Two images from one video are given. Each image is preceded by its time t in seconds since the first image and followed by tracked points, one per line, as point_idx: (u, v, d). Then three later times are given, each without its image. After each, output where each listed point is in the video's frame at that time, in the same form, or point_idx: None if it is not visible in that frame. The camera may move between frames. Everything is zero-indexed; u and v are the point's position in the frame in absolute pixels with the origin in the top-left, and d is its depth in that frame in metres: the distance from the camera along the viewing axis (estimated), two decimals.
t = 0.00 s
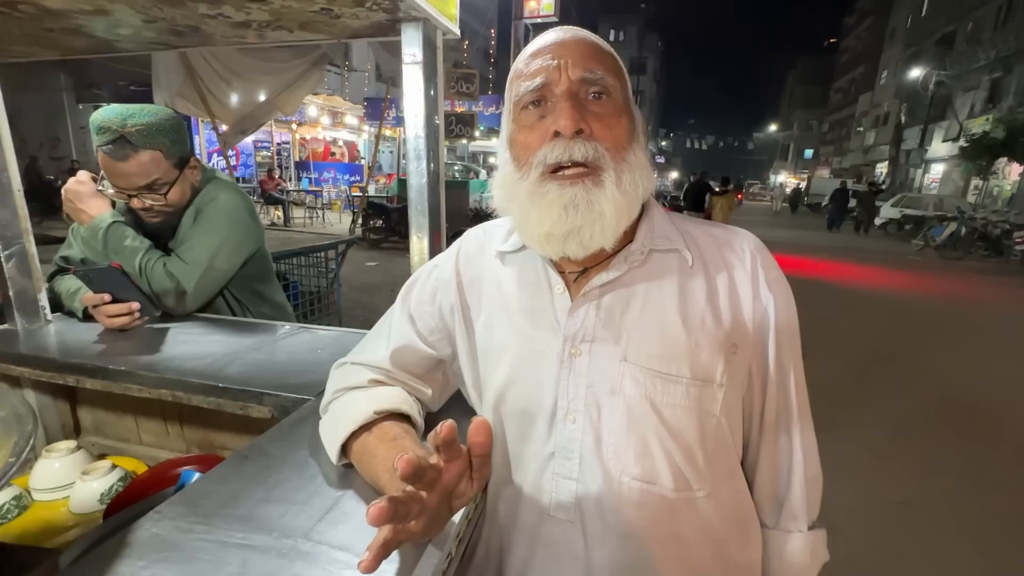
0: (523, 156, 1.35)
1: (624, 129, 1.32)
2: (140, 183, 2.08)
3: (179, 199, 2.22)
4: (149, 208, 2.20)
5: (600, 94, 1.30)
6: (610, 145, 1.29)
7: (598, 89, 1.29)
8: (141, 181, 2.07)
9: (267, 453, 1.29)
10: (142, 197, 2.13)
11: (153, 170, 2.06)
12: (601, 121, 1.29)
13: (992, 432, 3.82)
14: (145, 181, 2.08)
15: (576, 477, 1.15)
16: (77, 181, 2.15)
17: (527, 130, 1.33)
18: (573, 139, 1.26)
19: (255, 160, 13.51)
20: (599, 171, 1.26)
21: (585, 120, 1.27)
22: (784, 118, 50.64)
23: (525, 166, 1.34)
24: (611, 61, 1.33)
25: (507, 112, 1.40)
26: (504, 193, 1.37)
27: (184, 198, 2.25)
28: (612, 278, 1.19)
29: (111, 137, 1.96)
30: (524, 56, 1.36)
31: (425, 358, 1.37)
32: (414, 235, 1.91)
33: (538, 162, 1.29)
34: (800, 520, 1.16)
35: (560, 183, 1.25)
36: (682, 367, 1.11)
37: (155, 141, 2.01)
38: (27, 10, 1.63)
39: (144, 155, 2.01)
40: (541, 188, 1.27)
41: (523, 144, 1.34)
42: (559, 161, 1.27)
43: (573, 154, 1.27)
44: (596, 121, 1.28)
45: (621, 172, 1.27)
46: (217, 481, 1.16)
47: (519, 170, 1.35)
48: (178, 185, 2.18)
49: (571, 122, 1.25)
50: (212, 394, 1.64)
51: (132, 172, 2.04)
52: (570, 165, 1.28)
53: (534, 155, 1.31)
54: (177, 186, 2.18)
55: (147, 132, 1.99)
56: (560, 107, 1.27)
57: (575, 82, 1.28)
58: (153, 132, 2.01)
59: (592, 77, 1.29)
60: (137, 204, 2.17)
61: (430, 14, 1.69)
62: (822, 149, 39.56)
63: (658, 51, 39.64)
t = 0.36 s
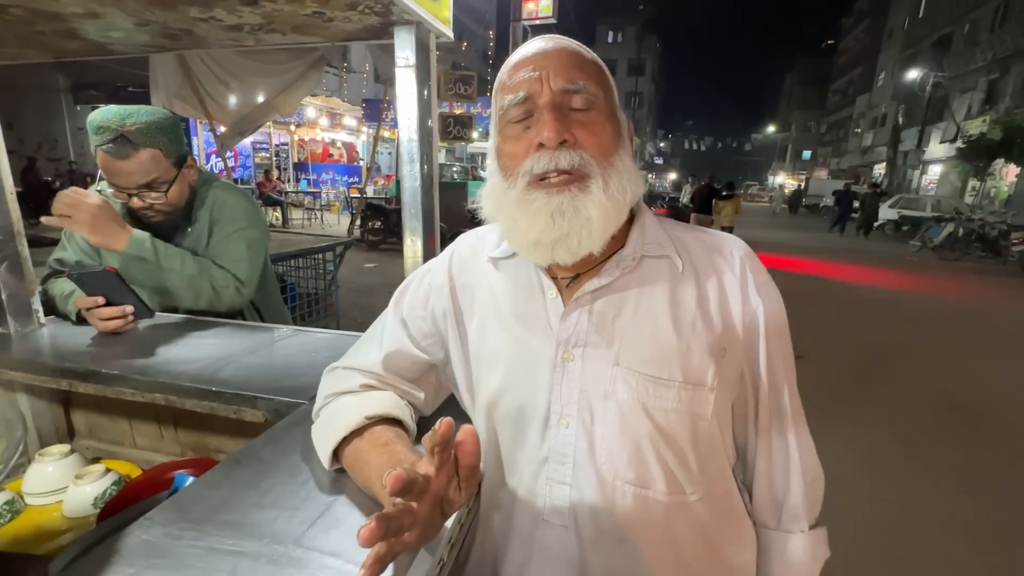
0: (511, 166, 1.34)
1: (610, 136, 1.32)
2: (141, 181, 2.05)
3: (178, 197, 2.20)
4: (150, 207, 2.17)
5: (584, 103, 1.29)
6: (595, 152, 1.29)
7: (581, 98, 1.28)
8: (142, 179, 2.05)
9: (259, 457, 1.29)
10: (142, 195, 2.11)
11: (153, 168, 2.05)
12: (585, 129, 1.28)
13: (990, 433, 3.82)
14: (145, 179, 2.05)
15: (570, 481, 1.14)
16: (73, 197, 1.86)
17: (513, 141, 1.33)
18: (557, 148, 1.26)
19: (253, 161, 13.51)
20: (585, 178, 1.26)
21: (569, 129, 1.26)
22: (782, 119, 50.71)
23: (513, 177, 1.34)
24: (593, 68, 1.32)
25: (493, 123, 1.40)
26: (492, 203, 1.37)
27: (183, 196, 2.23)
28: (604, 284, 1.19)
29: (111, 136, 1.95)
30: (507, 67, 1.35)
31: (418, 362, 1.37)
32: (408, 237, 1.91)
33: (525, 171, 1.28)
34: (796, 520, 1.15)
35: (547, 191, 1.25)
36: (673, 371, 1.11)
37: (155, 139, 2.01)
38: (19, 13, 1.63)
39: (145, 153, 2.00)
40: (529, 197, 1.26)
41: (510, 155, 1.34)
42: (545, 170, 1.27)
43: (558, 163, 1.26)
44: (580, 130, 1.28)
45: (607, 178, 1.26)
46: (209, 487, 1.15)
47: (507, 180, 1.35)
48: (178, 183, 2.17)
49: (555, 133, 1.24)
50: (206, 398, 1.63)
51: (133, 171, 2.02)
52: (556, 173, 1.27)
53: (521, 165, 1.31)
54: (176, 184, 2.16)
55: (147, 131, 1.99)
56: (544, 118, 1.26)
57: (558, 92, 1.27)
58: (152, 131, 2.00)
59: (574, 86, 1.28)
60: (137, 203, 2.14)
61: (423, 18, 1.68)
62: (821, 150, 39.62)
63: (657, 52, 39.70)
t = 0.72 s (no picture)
0: (513, 161, 1.34)
1: (610, 128, 1.32)
2: (158, 181, 2.05)
3: (192, 199, 2.19)
4: (163, 208, 2.14)
5: (584, 95, 1.29)
6: (595, 142, 1.29)
7: (580, 90, 1.28)
8: (159, 179, 2.05)
9: (266, 456, 1.29)
10: (158, 195, 2.08)
11: (171, 169, 2.07)
12: (585, 121, 1.28)
13: (996, 433, 3.79)
14: (162, 179, 2.06)
15: (578, 479, 1.14)
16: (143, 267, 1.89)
17: (515, 135, 1.33)
18: (558, 139, 1.26)
19: (257, 160, 13.55)
20: (585, 167, 1.25)
21: (569, 120, 1.26)
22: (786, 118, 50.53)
23: (516, 172, 1.33)
24: (593, 63, 1.32)
25: (495, 120, 1.40)
26: (496, 198, 1.37)
27: (196, 198, 2.22)
28: (611, 281, 1.18)
29: (132, 136, 1.98)
30: (508, 64, 1.35)
31: (423, 361, 1.37)
32: (414, 236, 1.91)
33: (527, 164, 1.28)
34: (801, 516, 1.16)
35: (549, 180, 1.25)
36: (682, 368, 1.11)
37: (174, 141, 2.03)
38: (26, 13, 1.63)
39: (165, 153, 2.02)
40: (531, 188, 1.26)
41: (512, 149, 1.34)
42: (546, 160, 1.26)
43: (559, 153, 1.26)
44: (580, 121, 1.28)
45: (608, 168, 1.26)
46: (216, 485, 1.15)
47: (510, 175, 1.35)
48: (193, 185, 2.17)
49: (555, 123, 1.25)
50: (213, 396, 1.63)
51: (152, 170, 2.03)
52: (557, 163, 1.27)
53: (523, 158, 1.31)
54: (192, 185, 2.16)
55: (167, 132, 2.01)
56: (543, 110, 1.26)
57: (558, 85, 1.28)
58: (172, 132, 2.03)
59: (573, 79, 1.28)
60: (152, 203, 2.11)
61: (429, 15, 1.68)
62: (825, 149, 39.47)
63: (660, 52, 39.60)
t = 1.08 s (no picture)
0: (519, 159, 1.32)
1: (619, 123, 1.30)
2: (165, 188, 2.06)
3: (196, 203, 2.21)
4: (166, 212, 2.14)
5: (592, 90, 1.27)
6: (605, 140, 1.27)
7: (588, 85, 1.26)
8: (167, 187, 2.05)
9: (266, 453, 1.27)
10: (164, 201, 2.09)
11: (181, 176, 2.08)
12: (594, 117, 1.27)
13: (1001, 433, 3.76)
14: (170, 186, 2.06)
15: (583, 478, 1.12)
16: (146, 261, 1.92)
17: (521, 131, 1.31)
18: (566, 136, 1.24)
19: (259, 158, 13.54)
20: (595, 167, 1.24)
21: (577, 117, 1.24)
22: (790, 116, 50.31)
23: (522, 170, 1.31)
24: (599, 56, 1.30)
25: (499, 115, 1.38)
26: (500, 195, 1.35)
27: (199, 202, 2.24)
28: (618, 277, 1.16)
29: (145, 143, 1.96)
30: (513, 58, 1.33)
31: (424, 358, 1.35)
32: (416, 232, 1.89)
33: (534, 162, 1.26)
34: (808, 517, 1.13)
35: (558, 182, 1.23)
36: (690, 366, 1.09)
37: (185, 149, 2.03)
38: (24, 5, 1.61)
39: (175, 162, 2.03)
40: (538, 188, 1.24)
41: (518, 146, 1.32)
42: (555, 159, 1.25)
43: (568, 152, 1.24)
44: (588, 118, 1.26)
45: (618, 165, 1.24)
46: (215, 483, 1.14)
47: (516, 173, 1.33)
48: (198, 191, 2.18)
49: (563, 121, 1.23)
50: (213, 394, 1.62)
51: (162, 178, 2.03)
52: (566, 163, 1.25)
53: (529, 156, 1.29)
54: (198, 192, 2.18)
55: (181, 140, 2.01)
56: (550, 106, 1.24)
57: (565, 80, 1.25)
58: (185, 141, 2.03)
59: (581, 73, 1.26)
60: (156, 207, 2.11)
61: (431, 8, 1.66)
62: (829, 147, 39.30)
63: (663, 49, 39.47)
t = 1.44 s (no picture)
0: (517, 163, 1.30)
1: (613, 116, 1.29)
2: (166, 187, 2.06)
3: (198, 201, 2.21)
4: (168, 209, 2.14)
5: (583, 88, 1.27)
6: (602, 133, 1.26)
7: (579, 82, 1.26)
8: (168, 184, 2.05)
9: (270, 453, 1.27)
10: (165, 199, 2.09)
11: (182, 174, 2.08)
12: (588, 112, 1.26)
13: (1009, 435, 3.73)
14: (172, 185, 2.06)
15: (589, 481, 1.11)
16: (156, 264, 1.93)
17: (515, 135, 1.29)
18: (563, 133, 1.22)
19: (264, 156, 13.56)
20: (596, 160, 1.22)
21: (572, 114, 1.23)
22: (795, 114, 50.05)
23: (520, 173, 1.30)
24: (584, 53, 1.30)
25: (491, 122, 1.37)
26: (499, 200, 1.34)
27: (201, 200, 2.24)
28: (624, 278, 1.15)
29: (147, 140, 1.96)
30: (500, 65, 1.32)
31: (429, 358, 1.34)
32: (421, 231, 1.88)
33: (532, 164, 1.24)
34: (815, 518, 1.12)
35: (560, 180, 1.21)
36: (697, 368, 1.08)
37: (187, 147, 2.03)
38: (29, 2, 1.61)
39: (178, 160, 2.03)
40: (540, 189, 1.22)
41: (514, 150, 1.30)
42: (554, 158, 1.22)
43: (567, 148, 1.22)
44: (583, 113, 1.25)
45: (619, 157, 1.23)
46: (219, 482, 1.14)
47: (514, 177, 1.31)
48: (200, 189, 2.19)
49: (558, 118, 1.21)
50: (217, 392, 1.62)
51: (163, 175, 2.03)
52: (566, 160, 1.23)
53: (526, 158, 1.27)
54: (200, 189, 2.18)
55: (183, 138, 2.02)
56: (544, 106, 1.23)
57: (556, 79, 1.25)
58: (187, 138, 2.03)
59: (570, 70, 1.25)
60: (157, 206, 2.11)
61: (438, 5, 1.65)
62: (834, 146, 39.08)
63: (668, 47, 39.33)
